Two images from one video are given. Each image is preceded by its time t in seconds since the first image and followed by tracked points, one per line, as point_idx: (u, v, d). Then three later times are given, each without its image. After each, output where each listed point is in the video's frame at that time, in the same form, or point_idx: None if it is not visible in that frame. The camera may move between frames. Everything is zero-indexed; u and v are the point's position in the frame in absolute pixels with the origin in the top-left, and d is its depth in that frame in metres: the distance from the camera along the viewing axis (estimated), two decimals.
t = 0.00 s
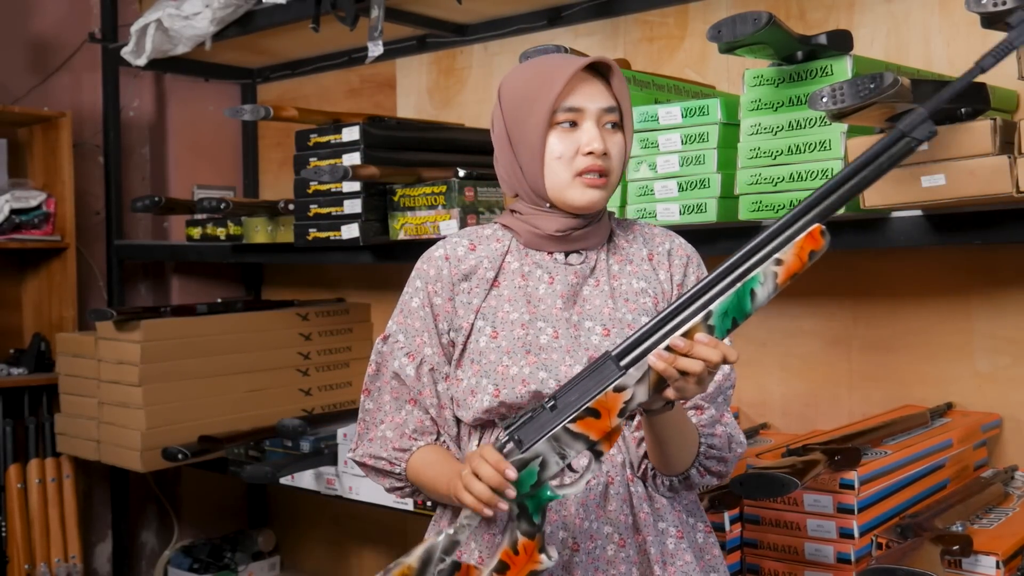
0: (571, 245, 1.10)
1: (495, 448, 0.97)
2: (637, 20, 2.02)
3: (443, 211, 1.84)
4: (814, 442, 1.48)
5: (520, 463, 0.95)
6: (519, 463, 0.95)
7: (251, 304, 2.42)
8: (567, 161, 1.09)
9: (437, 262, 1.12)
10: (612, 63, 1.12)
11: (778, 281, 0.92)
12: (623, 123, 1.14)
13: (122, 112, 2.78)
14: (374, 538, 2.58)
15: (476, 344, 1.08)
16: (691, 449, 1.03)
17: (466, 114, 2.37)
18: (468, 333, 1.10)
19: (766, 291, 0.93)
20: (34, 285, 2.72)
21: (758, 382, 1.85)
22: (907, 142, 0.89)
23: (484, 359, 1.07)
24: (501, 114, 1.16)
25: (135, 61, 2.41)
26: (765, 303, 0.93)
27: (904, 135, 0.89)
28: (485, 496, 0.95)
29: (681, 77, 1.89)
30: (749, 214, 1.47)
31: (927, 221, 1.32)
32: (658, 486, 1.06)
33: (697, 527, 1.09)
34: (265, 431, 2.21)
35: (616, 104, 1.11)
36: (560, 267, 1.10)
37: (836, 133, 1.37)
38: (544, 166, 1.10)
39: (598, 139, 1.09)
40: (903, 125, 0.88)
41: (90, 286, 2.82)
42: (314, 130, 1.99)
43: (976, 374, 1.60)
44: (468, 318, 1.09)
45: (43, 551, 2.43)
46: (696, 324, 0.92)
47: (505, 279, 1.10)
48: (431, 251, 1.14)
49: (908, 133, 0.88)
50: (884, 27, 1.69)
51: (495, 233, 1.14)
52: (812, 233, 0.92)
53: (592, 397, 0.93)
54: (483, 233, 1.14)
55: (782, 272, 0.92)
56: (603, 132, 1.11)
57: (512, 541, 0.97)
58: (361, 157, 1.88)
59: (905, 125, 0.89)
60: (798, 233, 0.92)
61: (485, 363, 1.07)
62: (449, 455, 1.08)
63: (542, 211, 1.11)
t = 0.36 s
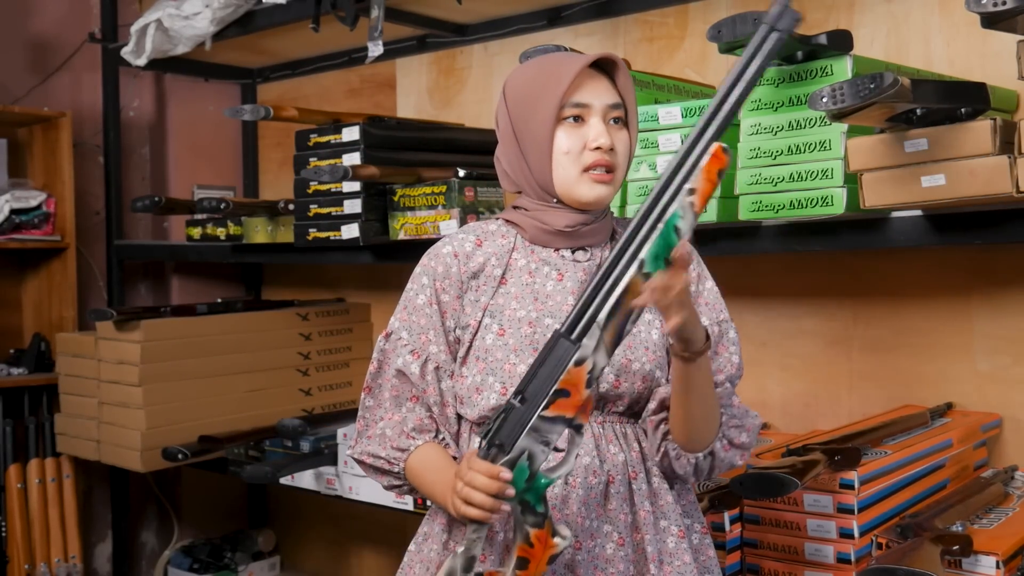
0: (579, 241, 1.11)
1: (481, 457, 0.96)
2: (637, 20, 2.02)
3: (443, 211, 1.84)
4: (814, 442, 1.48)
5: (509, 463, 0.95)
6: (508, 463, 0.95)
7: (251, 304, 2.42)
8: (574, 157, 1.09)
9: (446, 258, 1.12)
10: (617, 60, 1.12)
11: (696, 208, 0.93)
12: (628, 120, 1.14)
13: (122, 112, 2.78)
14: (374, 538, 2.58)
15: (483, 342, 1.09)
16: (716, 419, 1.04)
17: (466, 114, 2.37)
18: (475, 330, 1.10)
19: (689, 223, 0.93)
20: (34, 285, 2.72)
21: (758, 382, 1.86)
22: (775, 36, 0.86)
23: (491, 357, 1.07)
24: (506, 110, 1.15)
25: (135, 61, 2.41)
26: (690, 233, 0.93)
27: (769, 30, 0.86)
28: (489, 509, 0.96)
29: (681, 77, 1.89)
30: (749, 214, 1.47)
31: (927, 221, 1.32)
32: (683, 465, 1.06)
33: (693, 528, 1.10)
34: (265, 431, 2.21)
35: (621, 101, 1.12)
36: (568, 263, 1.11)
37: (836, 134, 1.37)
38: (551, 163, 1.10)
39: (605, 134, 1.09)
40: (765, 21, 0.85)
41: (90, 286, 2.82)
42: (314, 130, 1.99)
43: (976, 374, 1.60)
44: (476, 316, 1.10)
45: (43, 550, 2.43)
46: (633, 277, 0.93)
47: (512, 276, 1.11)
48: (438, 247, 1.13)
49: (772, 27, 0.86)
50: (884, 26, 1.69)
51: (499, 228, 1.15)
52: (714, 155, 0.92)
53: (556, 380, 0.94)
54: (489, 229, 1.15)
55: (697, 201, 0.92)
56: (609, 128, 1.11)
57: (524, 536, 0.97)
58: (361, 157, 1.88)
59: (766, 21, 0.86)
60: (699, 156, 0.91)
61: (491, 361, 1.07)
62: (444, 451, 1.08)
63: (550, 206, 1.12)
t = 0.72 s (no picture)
0: (563, 240, 1.10)
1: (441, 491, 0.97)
2: (637, 20, 2.02)
3: (443, 211, 1.84)
4: (814, 442, 1.48)
5: (466, 503, 0.95)
6: (467, 503, 0.95)
7: (251, 304, 2.42)
8: (561, 151, 1.09)
9: (428, 263, 1.12)
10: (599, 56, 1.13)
11: (705, 304, 0.90)
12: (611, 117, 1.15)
13: (122, 112, 2.77)
14: (374, 538, 2.58)
15: (464, 345, 1.08)
16: (704, 423, 1.01)
17: (466, 114, 2.37)
18: (456, 333, 1.10)
19: (695, 314, 0.90)
20: (34, 285, 2.72)
21: (758, 382, 1.85)
22: (823, 151, 0.84)
23: (470, 360, 1.07)
24: (491, 111, 1.16)
25: (135, 61, 2.41)
26: (694, 325, 0.91)
27: (820, 143, 0.84)
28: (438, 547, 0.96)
29: (681, 78, 1.89)
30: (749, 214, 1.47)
31: (928, 221, 1.32)
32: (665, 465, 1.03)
33: (690, 529, 1.09)
34: (265, 431, 2.21)
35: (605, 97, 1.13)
36: (553, 264, 1.09)
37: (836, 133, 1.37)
38: (539, 158, 1.10)
39: (591, 129, 1.10)
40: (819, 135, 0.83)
41: (90, 286, 2.82)
42: (314, 130, 1.98)
43: (976, 374, 1.60)
44: (457, 320, 1.10)
45: (43, 551, 2.43)
46: (627, 356, 0.92)
47: (495, 279, 1.11)
48: (422, 252, 1.14)
49: (823, 142, 0.84)
50: (884, 27, 1.69)
51: (484, 231, 1.14)
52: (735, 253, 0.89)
53: (530, 435, 0.94)
54: (474, 232, 1.15)
55: (707, 297, 0.89)
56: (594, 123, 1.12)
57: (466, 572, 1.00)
58: (361, 157, 1.88)
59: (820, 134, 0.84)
60: (716, 253, 0.87)
61: (471, 364, 1.07)
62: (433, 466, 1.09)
63: (536, 205, 1.11)
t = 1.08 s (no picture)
0: (554, 242, 1.10)
1: (437, 484, 0.99)
2: (637, 20, 2.02)
3: (443, 211, 1.84)
4: (814, 442, 1.48)
5: (459, 497, 0.98)
6: (459, 497, 0.98)
7: (251, 304, 2.42)
8: (541, 155, 1.09)
9: (421, 264, 1.13)
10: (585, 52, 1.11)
11: (701, 309, 0.94)
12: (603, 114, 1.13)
13: (122, 112, 2.77)
14: (373, 538, 2.59)
15: (459, 345, 1.09)
16: (697, 430, 1.02)
17: (466, 114, 2.37)
18: (451, 333, 1.10)
19: (690, 319, 0.94)
20: (34, 286, 2.72)
21: (758, 382, 1.85)
22: (821, 164, 0.93)
23: (465, 359, 1.07)
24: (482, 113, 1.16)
25: (135, 61, 2.41)
26: (690, 330, 0.94)
27: (818, 157, 0.93)
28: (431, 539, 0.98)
29: (681, 78, 1.89)
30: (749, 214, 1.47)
31: (927, 221, 1.32)
32: (658, 472, 1.03)
33: (689, 530, 1.09)
34: (265, 431, 2.21)
35: (592, 94, 1.10)
36: (545, 265, 1.10)
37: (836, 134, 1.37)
38: (520, 161, 1.10)
39: (571, 130, 1.08)
40: (817, 148, 0.92)
41: (90, 286, 2.82)
42: (315, 130, 1.99)
43: (976, 374, 1.60)
44: (451, 319, 1.10)
45: (43, 550, 2.43)
46: (624, 356, 0.94)
47: (489, 279, 1.11)
48: (416, 253, 1.15)
49: (821, 155, 0.92)
50: (884, 27, 1.69)
51: (481, 231, 1.15)
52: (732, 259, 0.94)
53: (525, 431, 0.96)
54: (470, 232, 1.15)
55: (704, 300, 0.94)
56: (578, 123, 1.10)
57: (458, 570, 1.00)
58: (361, 157, 1.88)
59: (818, 147, 0.92)
60: (714, 261, 0.94)
61: (466, 363, 1.07)
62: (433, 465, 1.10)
63: (525, 207, 1.11)
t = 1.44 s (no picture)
0: (548, 245, 1.10)
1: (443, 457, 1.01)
2: (637, 20, 2.02)
3: (443, 211, 1.84)
4: (814, 442, 1.48)
5: (463, 471, 0.99)
6: (463, 470, 0.99)
7: (251, 304, 2.42)
8: (519, 164, 1.09)
9: (424, 263, 1.14)
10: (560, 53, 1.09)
11: (723, 304, 0.94)
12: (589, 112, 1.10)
13: (122, 112, 2.77)
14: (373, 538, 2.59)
15: (460, 343, 1.09)
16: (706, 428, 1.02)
17: (466, 114, 2.37)
18: (452, 332, 1.10)
19: (711, 313, 0.94)
20: (34, 285, 2.72)
21: (758, 382, 1.85)
22: (856, 171, 0.92)
23: (466, 357, 1.07)
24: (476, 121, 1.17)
25: (135, 61, 2.41)
26: (710, 324, 0.95)
27: (852, 164, 0.92)
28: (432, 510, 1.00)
29: (681, 78, 1.89)
30: (749, 214, 1.47)
31: (927, 221, 1.32)
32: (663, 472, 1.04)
33: (692, 533, 1.08)
34: (265, 431, 2.21)
35: (568, 95, 1.08)
36: (543, 265, 1.10)
37: (836, 133, 1.37)
38: (504, 169, 1.11)
39: (545, 136, 1.07)
40: (853, 155, 0.92)
41: (90, 286, 2.82)
42: (315, 130, 1.98)
43: (976, 374, 1.59)
44: (452, 318, 1.10)
45: (43, 551, 2.43)
46: (639, 344, 0.95)
47: (490, 278, 1.11)
48: (419, 253, 1.15)
49: (857, 163, 0.92)
50: (884, 27, 1.69)
51: (483, 231, 1.15)
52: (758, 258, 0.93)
53: (535, 410, 0.96)
54: (473, 232, 1.16)
55: (726, 296, 0.94)
56: (556, 126, 1.09)
57: (453, 544, 1.01)
58: (361, 157, 1.88)
59: (854, 155, 0.92)
60: (741, 257, 0.94)
61: (467, 362, 1.07)
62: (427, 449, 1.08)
63: (518, 212, 1.12)
